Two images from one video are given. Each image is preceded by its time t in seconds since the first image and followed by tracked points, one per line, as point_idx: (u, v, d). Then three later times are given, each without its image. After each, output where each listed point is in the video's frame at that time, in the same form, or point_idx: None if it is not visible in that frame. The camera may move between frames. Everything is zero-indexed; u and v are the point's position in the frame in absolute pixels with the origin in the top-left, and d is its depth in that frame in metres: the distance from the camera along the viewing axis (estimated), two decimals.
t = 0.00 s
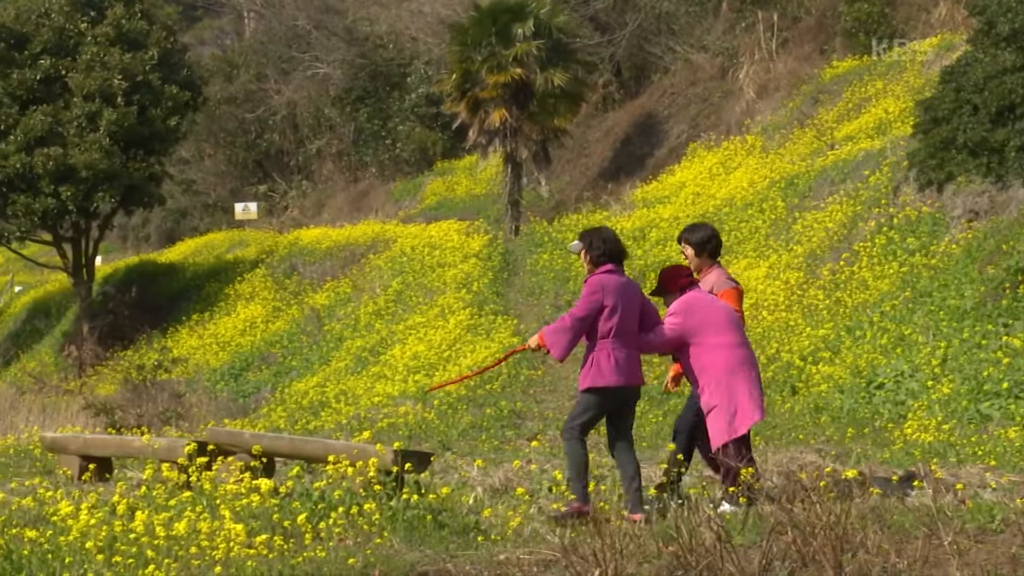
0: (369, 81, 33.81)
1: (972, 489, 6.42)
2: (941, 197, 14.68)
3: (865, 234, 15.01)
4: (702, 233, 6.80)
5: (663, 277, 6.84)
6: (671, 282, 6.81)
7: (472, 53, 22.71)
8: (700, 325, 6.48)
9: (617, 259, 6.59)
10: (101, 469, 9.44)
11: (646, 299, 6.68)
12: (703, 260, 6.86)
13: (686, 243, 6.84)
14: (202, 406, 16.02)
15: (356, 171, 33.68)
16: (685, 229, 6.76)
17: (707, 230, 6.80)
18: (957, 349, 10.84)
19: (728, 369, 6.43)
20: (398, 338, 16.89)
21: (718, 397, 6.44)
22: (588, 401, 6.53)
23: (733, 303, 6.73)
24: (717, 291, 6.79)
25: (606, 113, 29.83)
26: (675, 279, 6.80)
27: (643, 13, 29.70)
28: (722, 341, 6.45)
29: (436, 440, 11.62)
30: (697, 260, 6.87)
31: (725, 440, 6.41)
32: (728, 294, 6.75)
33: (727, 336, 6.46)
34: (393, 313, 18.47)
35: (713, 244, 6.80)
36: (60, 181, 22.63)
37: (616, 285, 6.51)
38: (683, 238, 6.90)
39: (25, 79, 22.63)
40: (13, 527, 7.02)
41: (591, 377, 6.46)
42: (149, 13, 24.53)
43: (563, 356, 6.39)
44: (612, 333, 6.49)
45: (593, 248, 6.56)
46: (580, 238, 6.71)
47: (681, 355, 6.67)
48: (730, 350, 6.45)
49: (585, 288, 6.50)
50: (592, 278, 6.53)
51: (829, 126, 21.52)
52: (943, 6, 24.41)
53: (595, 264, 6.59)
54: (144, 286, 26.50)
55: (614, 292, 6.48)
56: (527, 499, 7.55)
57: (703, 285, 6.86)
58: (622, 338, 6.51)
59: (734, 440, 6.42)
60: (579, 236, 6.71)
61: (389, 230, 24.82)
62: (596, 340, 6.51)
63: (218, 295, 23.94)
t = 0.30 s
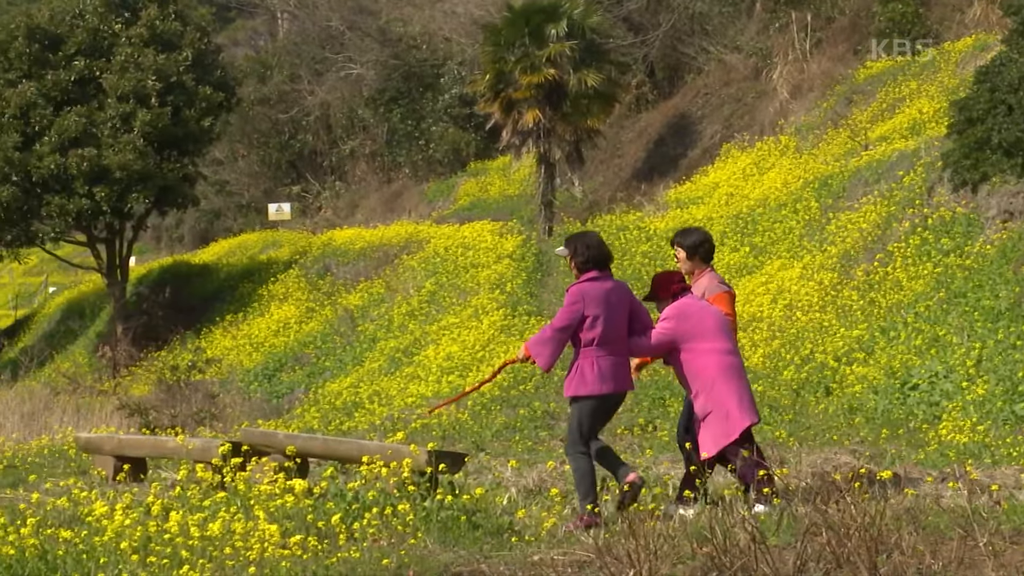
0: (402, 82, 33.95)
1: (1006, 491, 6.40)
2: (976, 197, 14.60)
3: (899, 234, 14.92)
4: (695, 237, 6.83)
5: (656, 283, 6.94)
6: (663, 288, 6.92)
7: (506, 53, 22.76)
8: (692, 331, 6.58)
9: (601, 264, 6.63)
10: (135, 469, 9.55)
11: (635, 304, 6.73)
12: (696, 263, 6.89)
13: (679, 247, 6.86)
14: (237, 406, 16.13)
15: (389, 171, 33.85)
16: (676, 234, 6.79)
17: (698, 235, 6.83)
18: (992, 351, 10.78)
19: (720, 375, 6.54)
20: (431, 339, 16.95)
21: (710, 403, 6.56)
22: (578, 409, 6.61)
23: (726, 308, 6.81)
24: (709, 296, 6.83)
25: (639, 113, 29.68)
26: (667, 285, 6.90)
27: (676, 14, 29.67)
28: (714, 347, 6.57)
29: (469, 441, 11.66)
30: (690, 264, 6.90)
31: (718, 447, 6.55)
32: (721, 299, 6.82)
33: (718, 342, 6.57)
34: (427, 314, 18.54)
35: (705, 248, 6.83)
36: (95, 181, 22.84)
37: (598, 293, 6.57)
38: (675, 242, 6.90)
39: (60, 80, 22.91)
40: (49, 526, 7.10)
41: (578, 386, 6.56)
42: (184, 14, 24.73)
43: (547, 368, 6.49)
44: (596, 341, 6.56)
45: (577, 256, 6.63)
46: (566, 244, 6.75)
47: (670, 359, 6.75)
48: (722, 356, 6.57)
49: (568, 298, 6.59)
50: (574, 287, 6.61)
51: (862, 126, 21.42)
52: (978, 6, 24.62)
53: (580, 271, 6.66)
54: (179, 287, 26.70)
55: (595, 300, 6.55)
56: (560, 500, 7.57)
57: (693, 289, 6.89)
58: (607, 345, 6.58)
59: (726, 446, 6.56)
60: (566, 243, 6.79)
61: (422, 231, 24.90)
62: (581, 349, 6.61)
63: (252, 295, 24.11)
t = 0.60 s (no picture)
0: (429, 80, 34.02)
1: None
2: (1006, 196, 14.51)
3: (928, 233, 14.83)
4: (691, 238, 6.89)
5: (651, 281, 7.03)
6: (660, 282, 7.00)
7: (534, 52, 22.74)
8: (682, 329, 6.68)
9: (590, 264, 6.87)
10: (164, 468, 9.66)
11: (626, 302, 6.98)
12: (691, 264, 6.94)
13: (674, 247, 6.92)
14: (265, 404, 16.21)
15: (417, 170, 33.99)
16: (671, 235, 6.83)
17: (694, 236, 6.89)
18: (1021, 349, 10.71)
19: (704, 375, 6.64)
20: (458, 337, 17.00)
21: (691, 403, 6.69)
22: (581, 407, 6.86)
23: (719, 309, 6.86)
24: (704, 296, 6.89)
25: (667, 111, 29.63)
26: (664, 279, 7.00)
27: (704, 12, 29.58)
28: (702, 347, 6.66)
29: (496, 439, 11.72)
30: (685, 264, 6.95)
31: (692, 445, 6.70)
32: (715, 300, 6.88)
33: (706, 344, 6.66)
34: (455, 313, 18.59)
35: (700, 249, 6.89)
36: (122, 180, 23.00)
37: (590, 292, 6.81)
38: (670, 242, 6.95)
39: (88, 78, 23.11)
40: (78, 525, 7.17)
41: (579, 384, 6.81)
42: (211, 12, 24.87)
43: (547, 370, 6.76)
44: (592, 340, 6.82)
45: (567, 257, 6.87)
46: (553, 246, 7.00)
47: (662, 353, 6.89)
48: (710, 358, 6.65)
49: (561, 299, 6.82)
50: (567, 287, 6.84)
51: (890, 125, 21.29)
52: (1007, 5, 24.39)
53: (570, 271, 6.89)
54: (206, 285, 26.87)
55: (589, 299, 6.79)
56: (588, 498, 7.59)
57: (688, 287, 6.96)
58: (603, 343, 6.83)
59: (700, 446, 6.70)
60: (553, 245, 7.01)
61: (449, 229, 24.94)
62: (578, 347, 6.86)
63: (279, 294, 24.23)
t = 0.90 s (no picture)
0: (451, 81, 34.09)
1: None
2: None
3: (950, 232, 14.78)
4: (675, 243, 7.20)
5: (634, 283, 7.18)
6: (644, 285, 7.15)
7: (555, 52, 22.75)
8: (667, 332, 6.96)
9: (582, 264, 7.02)
10: (186, 469, 9.71)
11: (615, 303, 7.10)
12: (675, 268, 7.25)
13: (658, 252, 7.23)
14: (287, 405, 16.27)
15: (439, 170, 34.08)
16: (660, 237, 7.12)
17: (678, 241, 7.21)
18: None
19: (690, 376, 6.89)
20: (480, 338, 17.02)
21: (679, 404, 6.90)
22: (566, 405, 6.96)
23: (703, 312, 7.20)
24: (688, 301, 7.22)
25: (689, 111, 29.61)
26: (648, 282, 7.15)
27: (725, 12, 29.54)
28: (687, 348, 6.93)
29: (518, 440, 11.75)
30: (669, 270, 7.26)
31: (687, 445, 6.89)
32: (699, 304, 7.21)
33: (691, 345, 6.93)
34: (476, 313, 18.61)
35: (684, 254, 7.21)
36: (145, 182, 23.14)
37: (584, 290, 6.94)
38: (654, 246, 7.26)
39: (110, 80, 23.25)
40: (101, 526, 7.24)
41: (570, 382, 6.90)
42: (233, 14, 25.00)
43: (541, 368, 6.82)
44: (584, 338, 6.93)
45: (560, 257, 7.00)
46: (545, 249, 7.12)
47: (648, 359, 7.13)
48: (696, 358, 6.92)
49: (555, 297, 6.94)
50: (561, 285, 6.96)
51: (913, 124, 21.20)
52: None
53: (562, 271, 7.03)
54: (229, 286, 27.00)
55: (582, 297, 6.91)
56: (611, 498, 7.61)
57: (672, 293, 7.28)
58: (594, 342, 6.95)
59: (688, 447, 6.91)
60: (545, 247, 7.14)
61: (471, 230, 24.98)
62: (570, 346, 6.96)
63: (302, 295, 24.32)
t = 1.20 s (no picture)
0: (467, 81, 34.16)
1: None
2: None
3: (968, 232, 14.71)
4: (659, 243, 7.43)
5: (626, 282, 7.33)
6: (634, 285, 7.30)
7: (572, 53, 22.73)
8: (663, 330, 7.05)
9: (573, 265, 6.98)
10: (203, 470, 9.75)
11: (605, 305, 7.07)
12: (660, 268, 7.48)
13: (644, 251, 7.43)
14: (304, 406, 16.32)
15: (456, 171, 34.13)
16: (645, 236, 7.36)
17: (663, 240, 7.43)
18: None
19: (686, 374, 7.02)
20: (496, 339, 17.03)
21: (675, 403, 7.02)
22: (556, 408, 6.90)
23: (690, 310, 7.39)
24: (677, 299, 7.41)
25: (705, 111, 29.60)
26: (638, 281, 7.30)
27: (742, 12, 29.46)
28: (682, 347, 7.05)
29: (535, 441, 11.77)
30: (655, 268, 7.47)
31: (686, 444, 7.00)
32: (687, 302, 7.41)
33: (686, 343, 7.06)
34: (493, 314, 18.61)
35: (669, 252, 7.44)
36: (162, 183, 23.23)
37: (575, 292, 6.89)
38: (638, 246, 7.46)
39: (127, 81, 23.35)
40: (119, 527, 7.28)
41: (561, 385, 6.85)
42: (250, 15, 25.09)
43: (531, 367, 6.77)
44: (577, 340, 6.88)
45: (551, 258, 6.95)
46: (535, 251, 7.08)
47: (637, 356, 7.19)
48: (690, 355, 7.05)
49: (547, 298, 6.87)
50: (553, 286, 6.90)
51: (930, 124, 21.13)
52: None
53: (552, 273, 6.97)
54: (245, 287, 27.11)
55: (574, 298, 6.87)
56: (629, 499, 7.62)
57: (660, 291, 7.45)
58: (586, 344, 6.90)
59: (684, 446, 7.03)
60: (534, 248, 7.08)
61: (487, 231, 25.00)
62: (561, 349, 6.91)
63: (319, 295, 24.39)
